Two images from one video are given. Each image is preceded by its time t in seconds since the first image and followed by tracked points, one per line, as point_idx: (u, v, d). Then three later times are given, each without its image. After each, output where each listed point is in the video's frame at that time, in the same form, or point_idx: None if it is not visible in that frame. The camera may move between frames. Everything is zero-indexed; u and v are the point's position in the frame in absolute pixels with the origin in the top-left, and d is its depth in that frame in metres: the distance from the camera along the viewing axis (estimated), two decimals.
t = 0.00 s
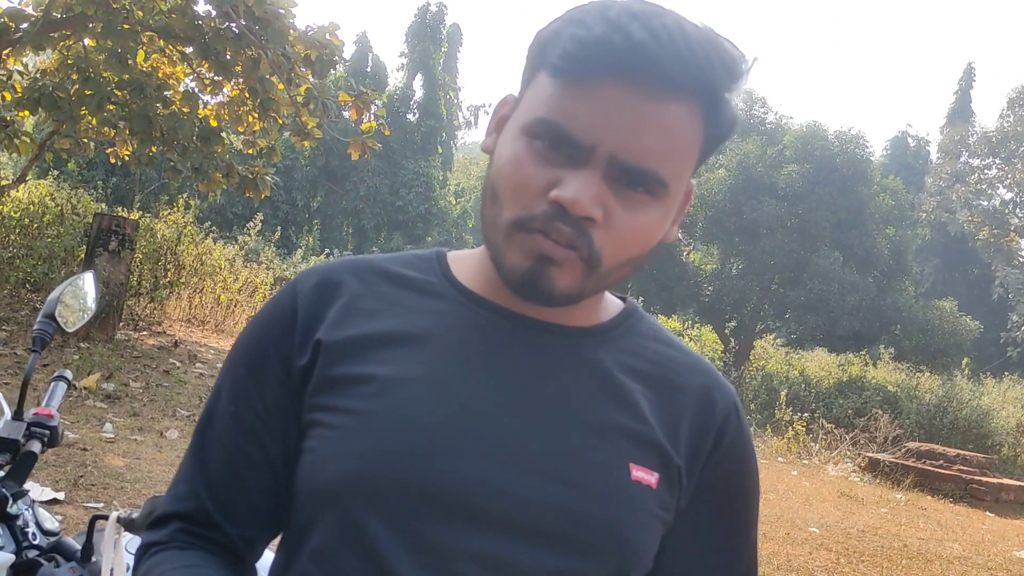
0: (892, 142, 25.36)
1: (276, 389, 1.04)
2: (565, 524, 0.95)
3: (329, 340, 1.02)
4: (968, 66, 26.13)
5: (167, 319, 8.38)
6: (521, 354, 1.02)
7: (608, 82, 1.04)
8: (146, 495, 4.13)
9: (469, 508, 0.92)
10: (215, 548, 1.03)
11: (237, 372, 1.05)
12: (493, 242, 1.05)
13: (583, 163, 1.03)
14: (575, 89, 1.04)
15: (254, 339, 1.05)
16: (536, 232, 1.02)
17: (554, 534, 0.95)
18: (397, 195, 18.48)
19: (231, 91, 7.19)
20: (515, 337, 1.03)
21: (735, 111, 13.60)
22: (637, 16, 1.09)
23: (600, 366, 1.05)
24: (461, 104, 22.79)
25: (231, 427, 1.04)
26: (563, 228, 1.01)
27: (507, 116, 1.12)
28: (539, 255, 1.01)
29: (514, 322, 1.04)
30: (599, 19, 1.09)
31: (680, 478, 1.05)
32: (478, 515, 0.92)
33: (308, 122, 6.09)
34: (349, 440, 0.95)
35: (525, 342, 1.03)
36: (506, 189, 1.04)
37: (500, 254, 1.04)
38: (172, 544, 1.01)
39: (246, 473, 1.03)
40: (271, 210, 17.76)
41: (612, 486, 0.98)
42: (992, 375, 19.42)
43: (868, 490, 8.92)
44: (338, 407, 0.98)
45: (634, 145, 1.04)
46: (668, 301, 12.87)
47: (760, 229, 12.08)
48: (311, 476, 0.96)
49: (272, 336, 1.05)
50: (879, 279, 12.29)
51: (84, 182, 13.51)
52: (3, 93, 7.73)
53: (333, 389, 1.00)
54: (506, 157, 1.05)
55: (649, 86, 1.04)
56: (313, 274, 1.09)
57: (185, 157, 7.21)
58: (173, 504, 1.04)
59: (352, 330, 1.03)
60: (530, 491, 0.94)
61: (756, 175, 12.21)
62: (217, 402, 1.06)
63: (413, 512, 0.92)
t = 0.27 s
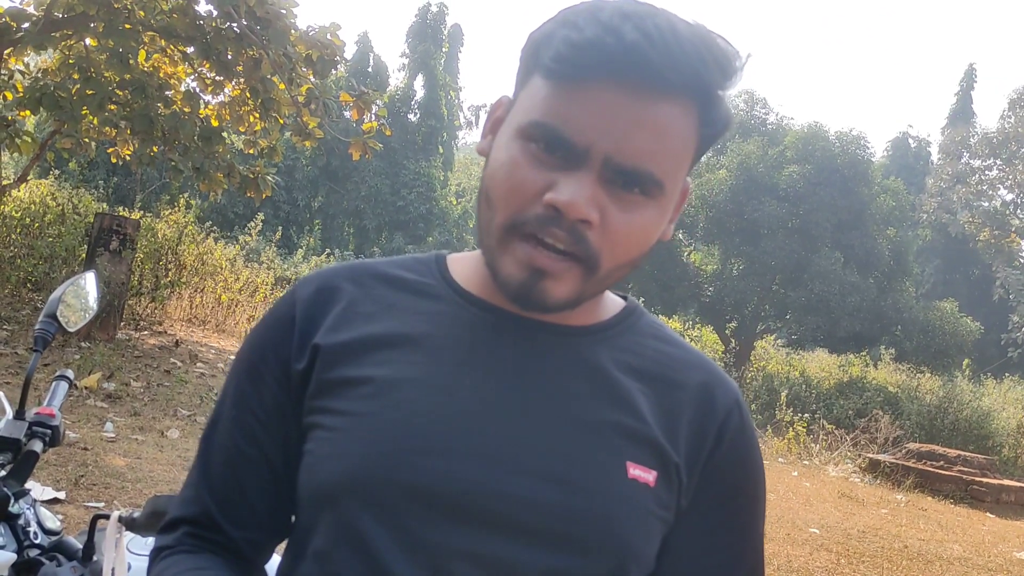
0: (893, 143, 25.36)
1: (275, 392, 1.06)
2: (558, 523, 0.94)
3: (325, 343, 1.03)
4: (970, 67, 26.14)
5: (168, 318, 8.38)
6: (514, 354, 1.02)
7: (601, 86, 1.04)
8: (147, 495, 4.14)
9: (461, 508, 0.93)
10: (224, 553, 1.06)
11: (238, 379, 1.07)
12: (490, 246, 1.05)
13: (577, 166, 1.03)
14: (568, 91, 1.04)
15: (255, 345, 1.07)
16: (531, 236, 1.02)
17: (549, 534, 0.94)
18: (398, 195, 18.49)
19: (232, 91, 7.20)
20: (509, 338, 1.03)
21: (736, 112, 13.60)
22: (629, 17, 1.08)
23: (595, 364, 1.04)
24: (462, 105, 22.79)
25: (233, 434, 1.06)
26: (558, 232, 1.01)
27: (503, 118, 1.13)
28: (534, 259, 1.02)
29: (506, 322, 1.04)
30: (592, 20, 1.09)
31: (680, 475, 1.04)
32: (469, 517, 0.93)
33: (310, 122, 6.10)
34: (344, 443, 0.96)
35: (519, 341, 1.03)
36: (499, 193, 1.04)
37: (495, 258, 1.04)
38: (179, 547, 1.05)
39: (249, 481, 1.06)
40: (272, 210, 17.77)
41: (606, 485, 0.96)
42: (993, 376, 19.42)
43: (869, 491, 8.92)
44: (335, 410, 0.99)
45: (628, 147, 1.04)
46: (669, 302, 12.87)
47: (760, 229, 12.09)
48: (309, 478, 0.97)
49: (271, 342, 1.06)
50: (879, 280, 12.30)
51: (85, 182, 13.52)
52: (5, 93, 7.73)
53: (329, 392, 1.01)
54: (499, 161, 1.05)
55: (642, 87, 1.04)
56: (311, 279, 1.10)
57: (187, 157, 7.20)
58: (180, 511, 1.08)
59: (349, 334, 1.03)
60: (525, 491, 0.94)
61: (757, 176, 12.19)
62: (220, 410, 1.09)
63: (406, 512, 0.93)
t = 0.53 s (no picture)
0: (891, 140, 25.38)
1: (275, 390, 1.06)
2: (556, 523, 0.94)
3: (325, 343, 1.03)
4: (968, 65, 26.18)
5: (166, 315, 8.38)
6: (513, 354, 1.01)
7: (600, 80, 1.03)
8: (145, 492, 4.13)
9: (460, 508, 0.92)
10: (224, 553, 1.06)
11: (240, 379, 1.08)
12: (488, 242, 1.05)
13: (576, 160, 1.03)
14: (565, 87, 1.04)
15: (256, 342, 1.07)
16: (529, 231, 1.02)
17: (546, 534, 0.94)
18: (396, 192, 18.48)
19: (230, 88, 7.19)
20: (507, 337, 1.03)
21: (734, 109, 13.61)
22: (625, 12, 1.08)
23: (595, 362, 1.03)
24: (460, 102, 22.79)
25: (234, 434, 1.06)
26: (557, 226, 1.01)
27: (501, 115, 1.12)
28: (533, 255, 1.01)
29: (504, 320, 1.04)
30: (588, 16, 1.09)
31: (680, 472, 1.03)
32: (468, 516, 0.93)
33: (308, 119, 6.10)
34: (342, 442, 0.96)
35: (517, 341, 1.02)
36: (497, 189, 1.04)
37: (494, 254, 1.04)
38: (181, 547, 1.05)
39: (249, 476, 1.06)
40: (270, 207, 17.76)
41: (606, 484, 0.96)
42: (991, 373, 19.44)
43: (867, 488, 8.93)
44: (334, 409, 0.99)
45: (627, 142, 1.03)
46: (667, 299, 12.87)
47: (758, 226, 12.09)
48: (308, 475, 0.98)
49: (271, 340, 1.06)
50: (878, 277, 12.31)
51: (83, 179, 13.50)
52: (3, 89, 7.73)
53: (329, 391, 1.01)
54: (498, 158, 1.05)
55: (639, 82, 1.04)
56: (311, 278, 1.10)
57: (184, 154, 7.21)
58: (181, 509, 1.08)
59: (348, 333, 1.03)
60: (525, 492, 0.94)
61: (755, 173, 12.20)
62: (222, 411, 1.09)
63: (404, 511, 0.93)
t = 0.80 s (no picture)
0: (891, 140, 25.36)
1: (270, 391, 1.11)
2: (544, 530, 1.00)
3: (312, 346, 1.09)
4: (968, 65, 26.16)
5: (166, 318, 8.39)
6: (498, 360, 1.07)
7: (577, 93, 1.07)
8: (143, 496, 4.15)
9: (452, 515, 0.98)
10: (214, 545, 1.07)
11: (231, 378, 1.12)
12: (466, 248, 1.09)
13: (552, 170, 1.06)
14: (545, 98, 1.08)
15: (246, 347, 1.12)
16: (506, 239, 1.05)
17: (534, 541, 1.00)
18: (395, 194, 18.48)
19: (229, 90, 7.20)
20: (492, 345, 1.08)
21: (734, 110, 13.59)
22: (607, 28, 1.12)
23: (579, 370, 1.10)
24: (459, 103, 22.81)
25: (224, 432, 1.10)
26: (532, 234, 1.04)
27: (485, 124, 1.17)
28: (509, 262, 1.05)
29: (487, 328, 1.09)
30: (570, 31, 1.13)
31: (662, 480, 1.10)
32: (458, 526, 0.98)
33: (307, 121, 6.09)
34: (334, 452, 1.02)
35: (502, 349, 1.08)
36: (476, 197, 1.08)
37: (472, 260, 1.08)
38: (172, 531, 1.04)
39: (241, 468, 1.09)
40: (269, 209, 17.76)
41: (592, 491, 1.03)
42: (992, 373, 19.44)
43: (866, 489, 8.94)
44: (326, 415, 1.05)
45: (602, 153, 1.07)
46: (667, 300, 12.89)
47: (758, 227, 12.10)
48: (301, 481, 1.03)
49: (264, 343, 1.12)
50: (877, 278, 12.32)
51: (82, 181, 13.51)
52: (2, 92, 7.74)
53: (320, 394, 1.06)
54: (479, 165, 1.09)
55: (616, 95, 1.07)
56: (303, 285, 1.16)
57: (183, 156, 7.18)
58: (164, 507, 1.07)
59: (338, 340, 1.09)
60: (513, 501, 1.00)
61: (755, 174, 12.13)
62: (213, 410, 1.12)
63: (398, 520, 0.99)
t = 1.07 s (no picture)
0: (897, 138, 25.32)
1: (229, 392, 1.06)
2: (509, 530, 0.97)
3: (272, 345, 1.05)
4: (974, 62, 26.10)
5: (172, 321, 8.42)
6: (464, 360, 1.04)
7: (549, 98, 1.05)
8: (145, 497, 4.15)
9: (418, 516, 0.95)
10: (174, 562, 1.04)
11: (187, 382, 1.07)
12: (435, 253, 1.08)
13: (522, 177, 1.05)
14: (513, 101, 1.05)
15: (203, 348, 1.07)
16: (474, 246, 1.05)
17: (499, 540, 0.97)
18: (401, 195, 18.51)
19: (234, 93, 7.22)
20: (460, 344, 1.06)
21: (738, 108, 13.57)
22: (579, 29, 1.09)
23: (546, 368, 1.08)
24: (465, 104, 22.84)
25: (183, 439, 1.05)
26: (500, 242, 1.03)
27: (453, 120, 1.14)
28: (478, 271, 1.04)
29: (460, 325, 1.06)
30: (542, 31, 1.10)
31: (627, 478, 1.09)
32: (424, 524, 0.95)
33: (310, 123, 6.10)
34: (291, 450, 0.98)
35: (470, 345, 1.06)
36: (444, 199, 1.06)
37: (439, 266, 1.07)
38: (124, 550, 1.01)
39: (201, 481, 1.05)
40: (275, 211, 17.81)
41: (558, 489, 1.01)
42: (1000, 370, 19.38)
43: (873, 487, 8.90)
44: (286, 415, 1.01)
45: (573, 161, 1.05)
46: (673, 300, 12.91)
47: (764, 225, 12.05)
48: (260, 483, 0.99)
49: (220, 341, 1.07)
50: (884, 275, 12.26)
51: (88, 184, 13.56)
52: (8, 97, 7.80)
53: (280, 396, 1.02)
54: (446, 168, 1.07)
55: (587, 102, 1.05)
56: (263, 280, 1.12)
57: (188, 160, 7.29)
58: (125, 521, 1.03)
59: (296, 337, 1.05)
60: (478, 499, 0.97)
61: (760, 172, 12.15)
62: (171, 416, 1.07)
63: (364, 524, 0.94)
